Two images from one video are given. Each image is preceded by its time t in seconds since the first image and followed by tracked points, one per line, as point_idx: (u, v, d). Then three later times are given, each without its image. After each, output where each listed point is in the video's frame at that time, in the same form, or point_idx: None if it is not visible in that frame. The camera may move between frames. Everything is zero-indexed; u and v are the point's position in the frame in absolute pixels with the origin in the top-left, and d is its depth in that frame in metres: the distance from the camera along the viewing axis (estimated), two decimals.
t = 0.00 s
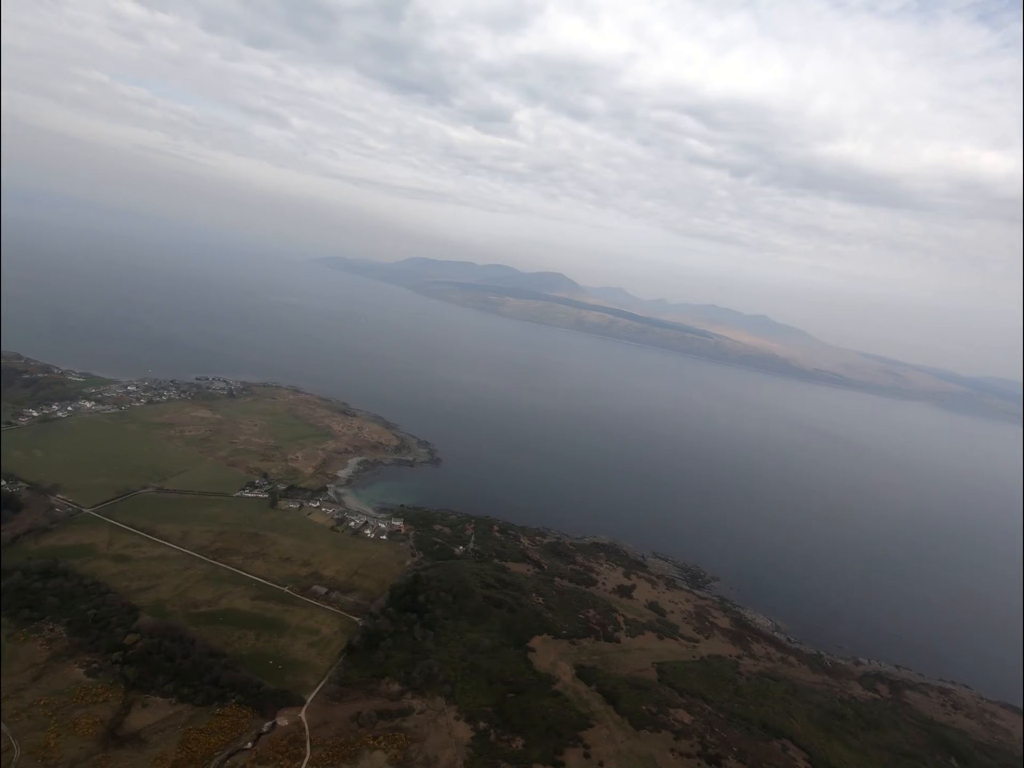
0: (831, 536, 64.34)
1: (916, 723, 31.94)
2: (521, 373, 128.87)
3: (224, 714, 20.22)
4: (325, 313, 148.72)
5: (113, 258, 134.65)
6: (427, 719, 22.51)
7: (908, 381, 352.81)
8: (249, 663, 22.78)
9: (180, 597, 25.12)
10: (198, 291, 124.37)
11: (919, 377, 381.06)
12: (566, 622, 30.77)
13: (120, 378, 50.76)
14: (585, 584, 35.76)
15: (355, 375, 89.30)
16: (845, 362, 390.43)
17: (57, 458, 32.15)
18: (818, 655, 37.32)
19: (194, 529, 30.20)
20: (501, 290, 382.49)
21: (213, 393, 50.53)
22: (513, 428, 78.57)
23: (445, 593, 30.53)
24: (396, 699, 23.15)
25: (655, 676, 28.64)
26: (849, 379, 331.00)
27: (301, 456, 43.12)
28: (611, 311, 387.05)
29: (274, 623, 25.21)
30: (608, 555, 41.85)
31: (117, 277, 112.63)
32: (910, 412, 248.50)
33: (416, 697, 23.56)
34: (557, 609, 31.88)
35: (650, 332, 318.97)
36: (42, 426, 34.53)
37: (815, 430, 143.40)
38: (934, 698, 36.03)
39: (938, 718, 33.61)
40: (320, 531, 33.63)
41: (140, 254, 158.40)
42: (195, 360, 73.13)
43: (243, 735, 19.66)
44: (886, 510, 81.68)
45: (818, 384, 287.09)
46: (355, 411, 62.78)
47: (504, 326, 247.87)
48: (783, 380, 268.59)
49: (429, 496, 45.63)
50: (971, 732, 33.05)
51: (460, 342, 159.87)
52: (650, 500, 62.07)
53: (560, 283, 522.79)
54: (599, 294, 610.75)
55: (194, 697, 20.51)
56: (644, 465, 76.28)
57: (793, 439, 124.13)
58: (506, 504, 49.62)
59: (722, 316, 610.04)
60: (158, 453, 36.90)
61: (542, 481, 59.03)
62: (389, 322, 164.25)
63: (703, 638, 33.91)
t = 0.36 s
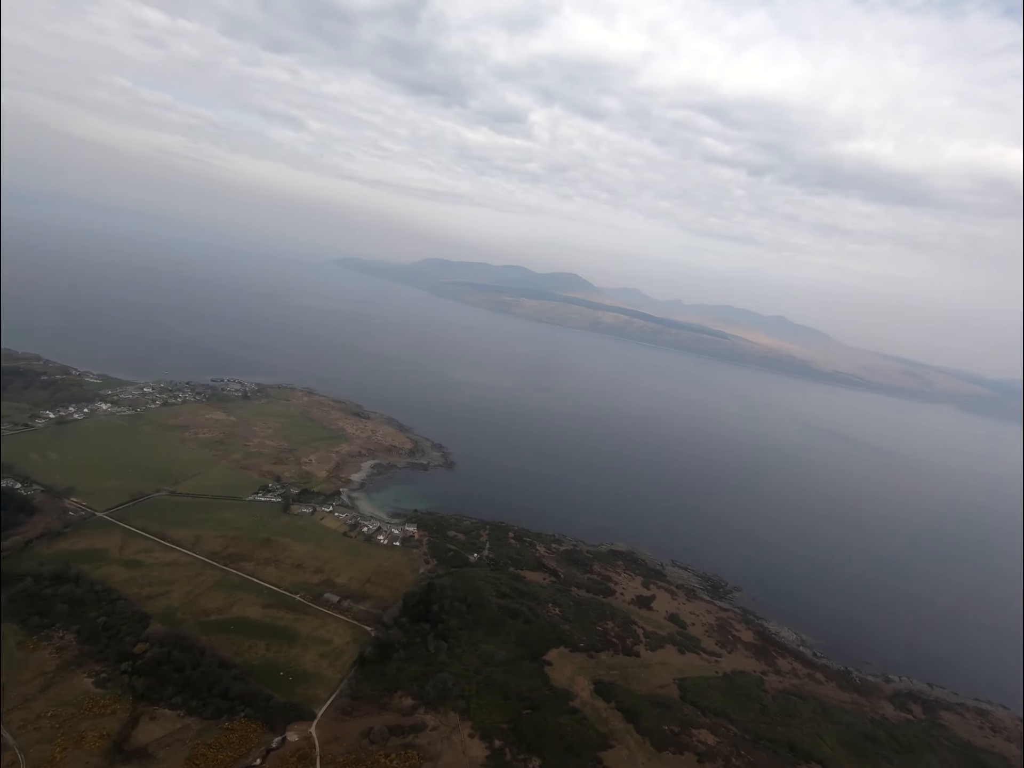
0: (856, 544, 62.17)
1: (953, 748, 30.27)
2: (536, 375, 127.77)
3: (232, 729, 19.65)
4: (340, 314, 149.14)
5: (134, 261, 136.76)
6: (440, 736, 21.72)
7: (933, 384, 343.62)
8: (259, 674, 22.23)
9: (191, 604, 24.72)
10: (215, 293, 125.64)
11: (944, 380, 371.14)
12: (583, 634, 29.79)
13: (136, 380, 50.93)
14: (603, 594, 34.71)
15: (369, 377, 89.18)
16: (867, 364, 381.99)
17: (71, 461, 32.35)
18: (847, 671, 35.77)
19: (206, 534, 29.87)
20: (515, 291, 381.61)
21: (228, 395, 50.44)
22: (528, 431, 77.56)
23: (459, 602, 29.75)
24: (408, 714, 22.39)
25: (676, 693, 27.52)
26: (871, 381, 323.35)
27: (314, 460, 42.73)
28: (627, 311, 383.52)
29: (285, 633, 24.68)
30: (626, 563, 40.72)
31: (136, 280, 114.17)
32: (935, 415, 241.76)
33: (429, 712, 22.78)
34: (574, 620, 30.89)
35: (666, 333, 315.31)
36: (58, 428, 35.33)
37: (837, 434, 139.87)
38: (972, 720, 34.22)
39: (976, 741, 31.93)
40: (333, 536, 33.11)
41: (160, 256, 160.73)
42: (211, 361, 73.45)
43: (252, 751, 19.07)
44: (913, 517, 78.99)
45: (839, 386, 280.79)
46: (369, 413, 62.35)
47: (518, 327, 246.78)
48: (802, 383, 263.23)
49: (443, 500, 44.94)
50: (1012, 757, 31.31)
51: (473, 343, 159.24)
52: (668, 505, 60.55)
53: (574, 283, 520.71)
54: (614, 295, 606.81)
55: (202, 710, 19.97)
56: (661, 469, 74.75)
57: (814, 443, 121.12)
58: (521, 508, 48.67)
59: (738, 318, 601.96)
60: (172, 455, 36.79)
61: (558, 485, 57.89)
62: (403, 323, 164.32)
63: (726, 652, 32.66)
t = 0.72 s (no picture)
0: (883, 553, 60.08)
1: None
2: (550, 377, 126.71)
3: (241, 744, 19.02)
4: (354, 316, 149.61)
5: (154, 264, 138.95)
6: (454, 754, 20.89)
7: (958, 387, 334.56)
8: (269, 687, 21.63)
9: (201, 612, 24.26)
10: (232, 295, 126.98)
11: (969, 383, 361.25)
12: (601, 648, 28.77)
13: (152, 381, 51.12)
14: (621, 605, 33.63)
15: (383, 379, 88.92)
16: (888, 366, 373.81)
17: (85, 463, 32.30)
18: (877, 689, 34.19)
19: (218, 539, 29.48)
20: (529, 293, 380.60)
21: (242, 397, 50.39)
22: (542, 434, 76.61)
23: (473, 612, 28.97)
24: (421, 730, 21.60)
25: (699, 711, 26.37)
26: (893, 384, 315.95)
27: (327, 463, 42.30)
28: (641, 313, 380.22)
29: (296, 643, 24.06)
30: (645, 573, 39.57)
31: (155, 282, 115.81)
32: (961, 419, 235.04)
33: (442, 728, 21.96)
34: (592, 632, 29.89)
35: (682, 335, 311.71)
36: (73, 429, 35.55)
37: (859, 439, 136.32)
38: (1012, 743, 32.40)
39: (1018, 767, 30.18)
40: (345, 542, 32.54)
41: (179, 259, 163.21)
42: (227, 363, 73.82)
43: None
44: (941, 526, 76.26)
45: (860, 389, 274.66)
46: (382, 415, 61.98)
47: (532, 329, 245.90)
48: (822, 386, 257.98)
49: (456, 505, 44.17)
50: None
51: (487, 345, 158.65)
52: (687, 510, 59.07)
53: (588, 285, 518.34)
54: (628, 296, 602.97)
55: (210, 724, 19.37)
56: (679, 473, 73.13)
57: (836, 448, 118.06)
58: (535, 514, 47.67)
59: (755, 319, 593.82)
60: (186, 458, 36.63)
61: (573, 489, 56.81)
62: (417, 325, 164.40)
63: (750, 668, 31.35)
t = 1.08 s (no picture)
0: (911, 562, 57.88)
1: None
2: (565, 379, 125.51)
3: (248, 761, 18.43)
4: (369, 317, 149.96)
5: (173, 267, 140.88)
6: None
7: (984, 390, 325.25)
8: (278, 700, 21.05)
9: (211, 620, 23.82)
10: (249, 297, 128.07)
11: (997, 386, 350.83)
12: (620, 662, 27.75)
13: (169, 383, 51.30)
14: (640, 617, 32.55)
15: (397, 380, 88.65)
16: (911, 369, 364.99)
17: (100, 466, 32.22)
18: (909, 708, 32.59)
19: (230, 544, 29.09)
20: (544, 294, 379.31)
21: (257, 399, 50.28)
22: (557, 437, 75.55)
23: (487, 623, 28.17)
24: (433, 747, 20.83)
25: (723, 731, 25.22)
26: (917, 387, 308.23)
27: (341, 467, 41.83)
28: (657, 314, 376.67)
29: (307, 654, 23.47)
30: (664, 583, 38.41)
31: (174, 284, 117.25)
32: (988, 423, 228.11)
33: (456, 746, 21.16)
34: (610, 646, 28.88)
35: (698, 336, 307.75)
36: (89, 432, 35.59)
37: (883, 443, 132.59)
38: None
39: None
40: (358, 549, 31.97)
41: (197, 262, 165.36)
42: (243, 364, 74.07)
43: None
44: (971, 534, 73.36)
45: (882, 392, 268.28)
46: (396, 418, 61.53)
47: (546, 330, 244.70)
48: (842, 389, 252.51)
49: (471, 510, 43.41)
50: None
51: (502, 346, 157.99)
52: (705, 515, 57.62)
53: (603, 286, 516.04)
54: (643, 298, 598.47)
55: (218, 739, 18.81)
56: (697, 478, 71.50)
57: (860, 453, 114.90)
58: (551, 518, 46.66)
59: (772, 320, 585.13)
60: (200, 461, 36.43)
61: (589, 494, 55.72)
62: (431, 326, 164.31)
63: (775, 686, 30.06)
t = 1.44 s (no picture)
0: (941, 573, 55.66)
1: None
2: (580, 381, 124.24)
3: None
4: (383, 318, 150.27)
5: (191, 268, 142.67)
6: None
7: (1012, 393, 315.88)
8: (288, 714, 20.44)
9: (221, 629, 23.35)
10: (264, 298, 129.03)
11: None
12: (640, 679, 26.70)
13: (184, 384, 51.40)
14: (660, 631, 31.43)
15: (411, 381, 88.24)
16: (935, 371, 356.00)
17: (114, 469, 32.10)
18: (944, 730, 30.95)
19: (242, 550, 28.67)
20: (557, 295, 377.67)
21: (270, 401, 50.10)
22: (572, 439, 74.51)
23: (502, 635, 27.31)
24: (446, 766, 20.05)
25: (749, 754, 24.01)
26: (941, 390, 300.45)
27: (354, 471, 41.33)
28: (672, 315, 372.64)
29: (317, 666, 22.85)
30: (684, 594, 37.19)
31: (191, 286, 118.55)
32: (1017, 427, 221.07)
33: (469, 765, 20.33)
34: (629, 661, 27.83)
35: (715, 338, 303.63)
36: (104, 434, 35.57)
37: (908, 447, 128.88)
38: None
39: None
40: (371, 555, 31.37)
41: (215, 263, 167.31)
42: (257, 364, 74.25)
43: None
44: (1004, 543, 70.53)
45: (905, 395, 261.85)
46: (409, 419, 61.02)
47: (560, 331, 243.35)
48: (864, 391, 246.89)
49: (485, 515, 42.61)
50: None
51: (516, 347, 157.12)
52: (725, 520, 56.07)
53: (617, 287, 512.99)
54: (658, 299, 593.67)
55: (226, 754, 18.24)
56: (716, 482, 69.75)
57: (883, 457, 111.75)
58: (566, 523, 45.62)
59: (791, 322, 575.78)
60: (214, 464, 36.21)
61: (605, 497, 54.56)
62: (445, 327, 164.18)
63: (802, 705, 28.73)
